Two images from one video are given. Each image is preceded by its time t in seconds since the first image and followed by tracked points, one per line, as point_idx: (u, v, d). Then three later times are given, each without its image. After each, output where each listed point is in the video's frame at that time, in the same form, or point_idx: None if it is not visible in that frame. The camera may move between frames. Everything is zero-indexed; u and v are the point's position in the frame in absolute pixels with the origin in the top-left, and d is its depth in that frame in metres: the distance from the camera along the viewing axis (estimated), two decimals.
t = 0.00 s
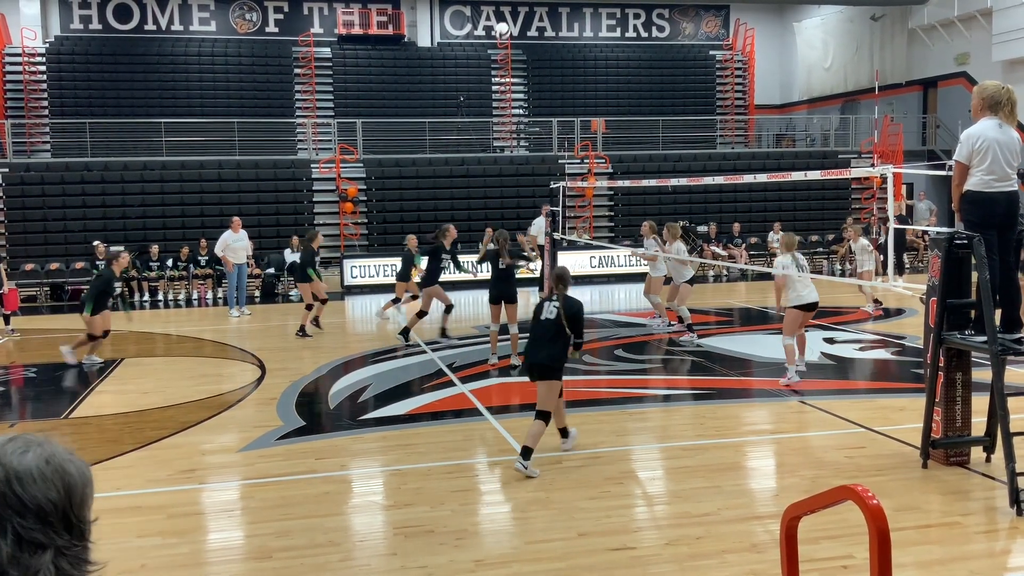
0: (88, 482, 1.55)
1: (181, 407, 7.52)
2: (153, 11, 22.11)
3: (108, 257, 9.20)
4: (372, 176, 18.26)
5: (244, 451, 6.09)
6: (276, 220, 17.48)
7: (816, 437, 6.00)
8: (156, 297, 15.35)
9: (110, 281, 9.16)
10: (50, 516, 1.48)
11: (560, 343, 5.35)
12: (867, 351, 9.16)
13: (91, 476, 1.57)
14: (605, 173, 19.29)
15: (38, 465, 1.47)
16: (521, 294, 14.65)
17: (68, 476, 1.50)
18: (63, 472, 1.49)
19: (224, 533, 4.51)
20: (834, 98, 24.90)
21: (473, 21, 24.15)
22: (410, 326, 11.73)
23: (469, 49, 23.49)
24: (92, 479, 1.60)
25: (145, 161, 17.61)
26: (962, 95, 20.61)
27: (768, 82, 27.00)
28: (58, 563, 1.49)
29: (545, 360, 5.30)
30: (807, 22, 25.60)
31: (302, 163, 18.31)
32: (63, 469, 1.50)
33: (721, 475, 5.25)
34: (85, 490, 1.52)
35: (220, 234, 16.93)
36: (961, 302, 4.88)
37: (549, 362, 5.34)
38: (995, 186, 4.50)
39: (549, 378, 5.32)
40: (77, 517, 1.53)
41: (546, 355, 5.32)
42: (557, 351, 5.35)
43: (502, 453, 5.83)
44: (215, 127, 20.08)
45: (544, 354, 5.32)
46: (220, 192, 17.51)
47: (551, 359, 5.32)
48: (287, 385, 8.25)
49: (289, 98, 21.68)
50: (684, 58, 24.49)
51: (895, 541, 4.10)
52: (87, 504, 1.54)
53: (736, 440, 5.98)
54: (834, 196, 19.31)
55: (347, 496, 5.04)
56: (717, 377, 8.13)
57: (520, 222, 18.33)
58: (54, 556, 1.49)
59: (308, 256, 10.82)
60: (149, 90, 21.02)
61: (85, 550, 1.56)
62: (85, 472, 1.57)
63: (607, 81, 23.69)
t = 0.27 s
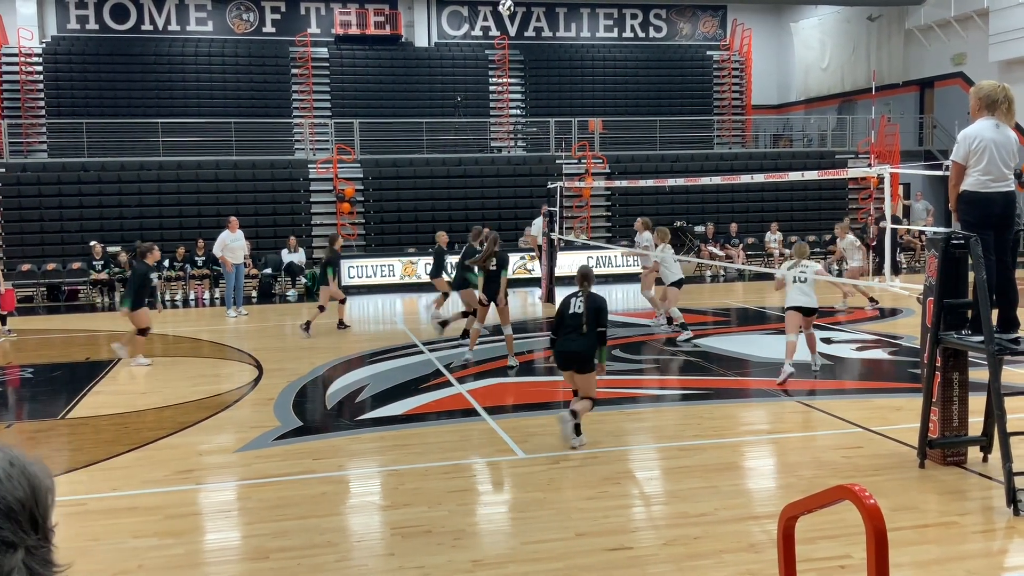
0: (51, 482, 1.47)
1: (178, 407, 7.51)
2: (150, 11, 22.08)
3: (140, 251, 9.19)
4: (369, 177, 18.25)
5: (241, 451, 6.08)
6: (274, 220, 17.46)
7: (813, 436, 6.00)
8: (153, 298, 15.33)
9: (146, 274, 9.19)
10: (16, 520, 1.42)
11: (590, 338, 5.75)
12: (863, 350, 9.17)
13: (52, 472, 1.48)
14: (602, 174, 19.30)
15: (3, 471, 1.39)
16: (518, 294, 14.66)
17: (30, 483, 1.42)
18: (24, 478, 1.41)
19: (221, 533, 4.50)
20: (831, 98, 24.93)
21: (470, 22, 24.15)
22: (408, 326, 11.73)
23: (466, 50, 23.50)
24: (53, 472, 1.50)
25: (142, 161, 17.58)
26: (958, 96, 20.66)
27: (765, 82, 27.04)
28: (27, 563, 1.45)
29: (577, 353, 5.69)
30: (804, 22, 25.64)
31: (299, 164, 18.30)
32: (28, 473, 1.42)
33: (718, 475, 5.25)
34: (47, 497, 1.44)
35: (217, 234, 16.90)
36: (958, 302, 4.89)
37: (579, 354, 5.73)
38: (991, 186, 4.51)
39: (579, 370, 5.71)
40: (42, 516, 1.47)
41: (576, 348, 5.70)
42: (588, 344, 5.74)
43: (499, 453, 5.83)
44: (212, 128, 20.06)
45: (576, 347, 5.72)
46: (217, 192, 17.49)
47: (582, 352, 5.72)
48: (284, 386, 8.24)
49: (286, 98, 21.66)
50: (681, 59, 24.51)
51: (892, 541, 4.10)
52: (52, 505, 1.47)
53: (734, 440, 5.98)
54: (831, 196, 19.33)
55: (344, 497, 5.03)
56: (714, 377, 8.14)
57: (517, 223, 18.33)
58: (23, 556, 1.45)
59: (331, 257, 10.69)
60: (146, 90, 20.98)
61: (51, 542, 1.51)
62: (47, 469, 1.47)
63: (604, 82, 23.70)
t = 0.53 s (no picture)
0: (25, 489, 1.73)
1: (173, 408, 7.48)
2: (145, 12, 22.03)
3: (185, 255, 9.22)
4: (365, 177, 18.24)
5: (236, 452, 6.06)
6: (268, 221, 17.42)
7: (808, 437, 6.01)
8: (148, 299, 15.28)
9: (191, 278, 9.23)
10: None
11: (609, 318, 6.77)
12: (858, 351, 9.20)
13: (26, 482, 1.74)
14: (597, 175, 19.31)
15: None
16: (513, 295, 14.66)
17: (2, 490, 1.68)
18: None
19: (216, 534, 4.48)
20: (825, 99, 25.00)
21: (465, 23, 24.16)
22: (403, 327, 11.73)
23: (462, 51, 23.50)
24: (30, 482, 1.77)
25: (137, 161, 17.52)
26: (952, 97, 20.75)
27: (759, 83, 27.11)
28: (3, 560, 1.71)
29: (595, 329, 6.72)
30: (798, 24, 25.72)
31: (294, 164, 18.28)
32: None
33: (714, 475, 5.25)
34: (20, 501, 1.70)
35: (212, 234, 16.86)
36: (952, 302, 4.90)
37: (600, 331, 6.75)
38: (985, 187, 4.52)
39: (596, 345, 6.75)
40: (18, 520, 1.72)
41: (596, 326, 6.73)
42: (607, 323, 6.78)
43: (495, 454, 5.82)
44: (207, 128, 20.00)
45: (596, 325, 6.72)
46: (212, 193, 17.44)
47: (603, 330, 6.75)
48: (279, 387, 8.22)
49: (281, 99, 21.62)
50: (676, 60, 24.54)
51: (887, 541, 4.10)
52: (26, 508, 1.72)
53: (729, 440, 5.99)
54: (825, 197, 19.37)
55: (339, 498, 5.02)
56: (709, 378, 8.15)
57: (512, 224, 18.33)
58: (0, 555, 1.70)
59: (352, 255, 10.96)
60: (141, 90, 20.91)
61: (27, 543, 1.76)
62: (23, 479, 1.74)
63: (600, 83, 23.73)
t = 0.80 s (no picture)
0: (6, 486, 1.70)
1: (166, 409, 7.45)
2: (139, 12, 21.96)
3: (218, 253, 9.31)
4: (359, 178, 18.20)
5: (230, 453, 6.03)
6: (262, 221, 17.38)
7: (801, 437, 6.02)
8: (141, 300, 15.22)
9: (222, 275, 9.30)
10: None
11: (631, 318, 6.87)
12: (851, 351, 9.22)
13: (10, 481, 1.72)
14: (592, 176, 19.31)
15: None
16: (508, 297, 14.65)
17: None
18: None
19: (209, 536, 4.46)
20: (819, 101, 25.07)
21: (460, 23, 24.14)
22: (397, 328, 11.73)
23: (456, 51, 23.48)
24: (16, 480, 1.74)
25: (130, 161, 17.44)
26: (946, 98, 20.83)
27: (753, 85, 27.18)
28: None
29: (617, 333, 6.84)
30: (792, 25, 25.79)
31: (289, 165, 18.23)
32: None
33: (707, 476, 5.26)
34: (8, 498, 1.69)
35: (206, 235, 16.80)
36: (945, 303, 4.92)
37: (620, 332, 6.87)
38: (977, 189, 4.54)
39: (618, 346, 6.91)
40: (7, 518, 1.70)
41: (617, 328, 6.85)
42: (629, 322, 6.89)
43: (489, 455, 5.81)
44: (201, 129, 19.92)
45: (615, 326, 6.86)
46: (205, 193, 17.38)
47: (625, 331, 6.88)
48: (273, 388, 8.19)
49: (275, 99, 21.56)
50: (671, 61, 24.56)
51: (881, 542, 4.11)
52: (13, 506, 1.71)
53: (723, 441, 5.99)
54: (819, 198, 19.41)
55: (334, 499, 5.01)
56: (703, 378, 8.16)
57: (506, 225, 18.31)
58: None
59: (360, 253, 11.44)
60: (135, 90, 20.82)
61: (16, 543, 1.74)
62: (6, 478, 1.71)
63: (594, 84, 23.75)
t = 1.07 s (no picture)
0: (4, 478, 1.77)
1: (160, 409, 7.41)
2: (133, 11, 21.88)
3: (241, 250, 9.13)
4: (353, 178, 18.16)
5: (224, 453, 6.01)
6: (257, 220, 17.32)
7: (796, 438, 6.03)
8: (135, 300, 15.15)
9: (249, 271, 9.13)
10: None
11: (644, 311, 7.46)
12: (845, 352, 9.24)
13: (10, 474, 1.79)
14: (587, 176, 19.32)
15: None
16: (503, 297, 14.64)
17: None
18: None
19: (203, 536, 4.44)
20: (813, 101, 25.14)
21: (455, 23, 24.12)
22: (392, 328, 11.72)
23: (451, 51, 23.48)
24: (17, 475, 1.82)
25: (124, 161, 17.38)
26: (939, 99, 20.90)
27: (747, 85, 27.24)
28: None
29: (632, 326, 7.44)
30: (786, 26, 25.85)
31: (283, 164, 18.18)
32: None
33: (702, 476, 5.26)
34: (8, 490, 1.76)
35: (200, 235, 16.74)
36: (939, 303, 4.93)
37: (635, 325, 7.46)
38: (971, 189, 4.55)
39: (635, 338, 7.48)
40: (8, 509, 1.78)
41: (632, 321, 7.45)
42: (643, 315, 7.46)
43: (484, 455, 5.80)
44: (195, 129, 19.86)
45: (629, 320, 7.47)
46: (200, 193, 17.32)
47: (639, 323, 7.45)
48: (267, 388, 8.17)
49: (270, 98, 21.51)
50: (665, 62, 24.60)
51: (874, 541, 4.12)
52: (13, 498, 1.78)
53: (717, 441, 6.00)
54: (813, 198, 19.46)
55: (328, 499, 4.99)
56: (698, 378, 8.16)
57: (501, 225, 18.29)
58: None
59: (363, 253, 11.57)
60: (129, 90, 20.75)
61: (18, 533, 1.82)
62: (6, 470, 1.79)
63: (588, 84, 23.77)
